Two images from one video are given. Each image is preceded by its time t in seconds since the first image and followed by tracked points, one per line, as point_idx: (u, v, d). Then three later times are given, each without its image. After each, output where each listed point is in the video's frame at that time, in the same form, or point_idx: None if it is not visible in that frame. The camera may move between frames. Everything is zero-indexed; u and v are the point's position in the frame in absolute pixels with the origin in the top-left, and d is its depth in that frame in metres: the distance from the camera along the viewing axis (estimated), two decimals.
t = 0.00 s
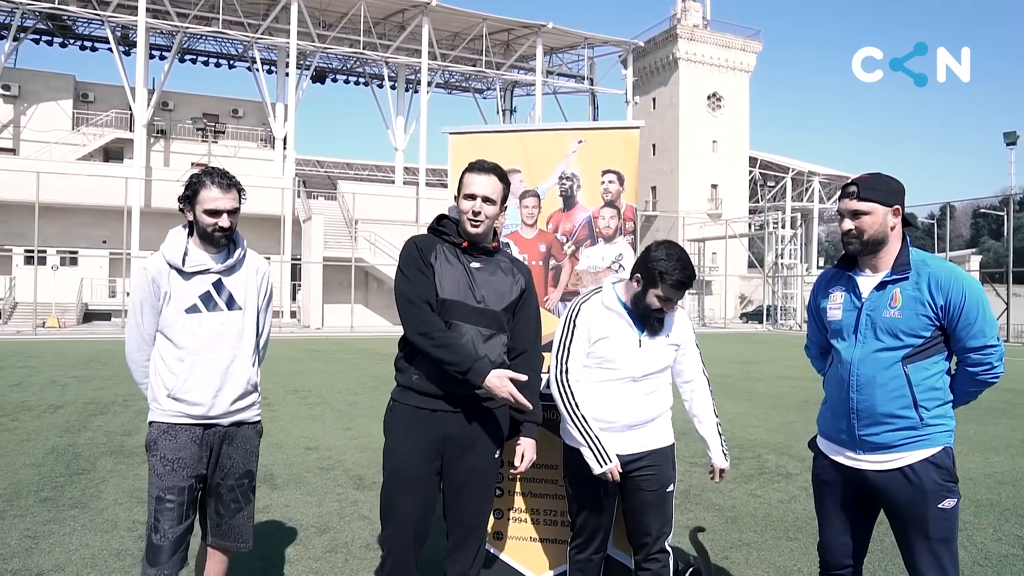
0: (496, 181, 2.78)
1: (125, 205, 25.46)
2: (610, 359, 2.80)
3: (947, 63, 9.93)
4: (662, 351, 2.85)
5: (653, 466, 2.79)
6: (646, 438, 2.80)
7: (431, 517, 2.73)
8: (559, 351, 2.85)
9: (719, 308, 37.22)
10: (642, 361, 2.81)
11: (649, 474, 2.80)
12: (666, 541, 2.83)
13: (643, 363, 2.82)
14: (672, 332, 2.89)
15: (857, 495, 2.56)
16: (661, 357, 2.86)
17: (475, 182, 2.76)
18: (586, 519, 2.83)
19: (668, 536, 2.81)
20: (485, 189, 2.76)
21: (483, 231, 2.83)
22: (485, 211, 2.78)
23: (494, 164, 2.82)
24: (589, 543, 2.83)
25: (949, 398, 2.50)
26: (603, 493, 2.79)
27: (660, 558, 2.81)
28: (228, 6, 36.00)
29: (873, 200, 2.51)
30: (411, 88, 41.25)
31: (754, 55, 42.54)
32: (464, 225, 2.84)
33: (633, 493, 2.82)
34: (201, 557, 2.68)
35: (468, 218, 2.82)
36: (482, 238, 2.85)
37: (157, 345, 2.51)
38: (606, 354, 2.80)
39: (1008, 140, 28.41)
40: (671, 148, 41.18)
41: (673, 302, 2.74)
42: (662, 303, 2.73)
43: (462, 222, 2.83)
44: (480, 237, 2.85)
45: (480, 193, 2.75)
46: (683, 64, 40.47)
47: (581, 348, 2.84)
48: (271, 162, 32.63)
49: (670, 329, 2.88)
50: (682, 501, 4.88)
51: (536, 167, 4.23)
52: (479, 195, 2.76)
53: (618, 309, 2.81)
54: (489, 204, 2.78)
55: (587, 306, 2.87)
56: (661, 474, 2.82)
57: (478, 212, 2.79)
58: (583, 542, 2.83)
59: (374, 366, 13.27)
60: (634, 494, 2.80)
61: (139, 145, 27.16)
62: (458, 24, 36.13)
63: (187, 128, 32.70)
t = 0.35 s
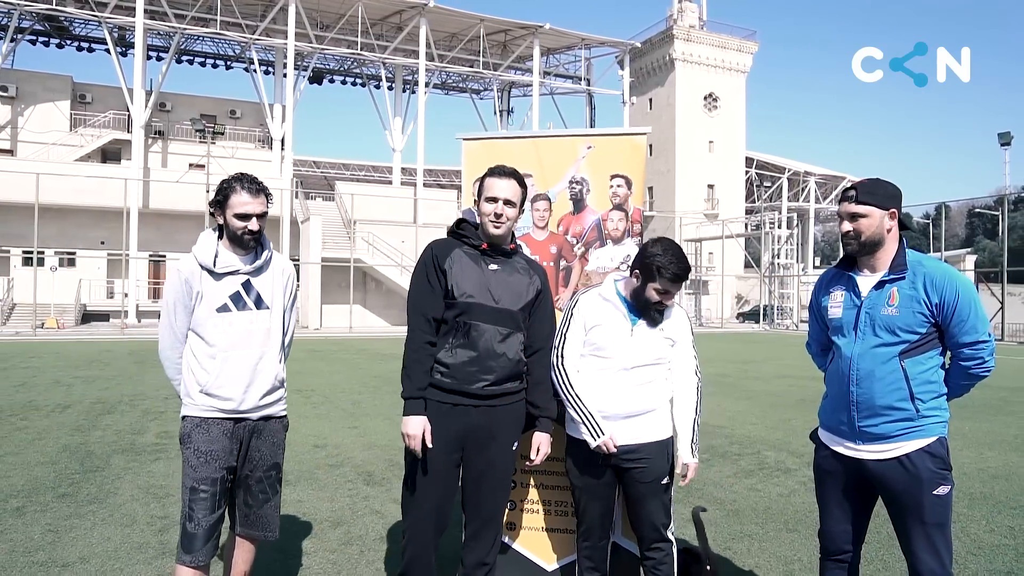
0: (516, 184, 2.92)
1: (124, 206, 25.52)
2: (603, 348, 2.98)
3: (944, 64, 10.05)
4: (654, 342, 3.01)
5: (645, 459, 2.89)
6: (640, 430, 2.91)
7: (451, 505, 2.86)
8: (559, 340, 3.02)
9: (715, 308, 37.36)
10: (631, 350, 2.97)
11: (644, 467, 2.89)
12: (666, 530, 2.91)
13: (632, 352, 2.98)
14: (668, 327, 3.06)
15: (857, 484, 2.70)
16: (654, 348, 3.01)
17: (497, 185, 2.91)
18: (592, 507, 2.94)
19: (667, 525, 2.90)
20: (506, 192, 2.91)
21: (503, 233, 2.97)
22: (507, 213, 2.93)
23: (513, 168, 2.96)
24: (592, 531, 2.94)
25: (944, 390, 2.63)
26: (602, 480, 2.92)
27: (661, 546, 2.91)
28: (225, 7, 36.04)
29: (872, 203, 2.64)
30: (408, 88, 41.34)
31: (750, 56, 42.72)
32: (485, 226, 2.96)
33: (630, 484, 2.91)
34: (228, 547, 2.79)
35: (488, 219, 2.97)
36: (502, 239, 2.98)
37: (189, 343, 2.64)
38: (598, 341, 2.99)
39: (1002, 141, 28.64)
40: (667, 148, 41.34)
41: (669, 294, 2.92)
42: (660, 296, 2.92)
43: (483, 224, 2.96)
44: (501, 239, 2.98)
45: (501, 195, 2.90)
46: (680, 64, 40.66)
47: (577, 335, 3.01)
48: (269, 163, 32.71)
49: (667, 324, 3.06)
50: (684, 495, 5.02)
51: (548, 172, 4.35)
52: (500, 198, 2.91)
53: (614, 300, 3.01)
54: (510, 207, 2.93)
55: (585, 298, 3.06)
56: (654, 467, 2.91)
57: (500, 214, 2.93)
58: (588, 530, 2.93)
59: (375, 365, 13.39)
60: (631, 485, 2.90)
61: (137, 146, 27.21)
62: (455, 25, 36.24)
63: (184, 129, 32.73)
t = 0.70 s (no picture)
0: (524, 191, 3.06)
1: (124, 207, 25.60)
2: (628, 351, 3.12)
3: (939, 69, 10.24)
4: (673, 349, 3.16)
5: (653, 449, 3.08)
6: (644, 425, 3.08)
7: (468, 492, 3.04)
8: (583, 335, 3.17)
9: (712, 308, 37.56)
10: (656, 357, 3.13)
11: (651, 457, 3.08)
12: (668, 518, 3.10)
13: (655, 358, 3.13)
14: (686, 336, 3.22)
15: (854, 471, 2.87)
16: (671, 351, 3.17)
17: (508, 193, 3.05)
18: (602, 496, 3.11)
19: (670, 510, 3.09)
20: (514, 198, 3.05)
21: (516, 237, 3.10)
22: (516, 218, 3.07)
23: (520, 174, 3.10)
24: (601, 518, 3.11)
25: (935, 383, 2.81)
26: (607, 467, 3.10)
27: (664, 532, 3.10)
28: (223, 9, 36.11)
29: (862, 212, 2.81)
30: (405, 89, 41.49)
31: (745, 57, 42.96)
32: (498, 231, 3.11)
33: (636, 471, 3.11)
34: (260, 533, 2.95)
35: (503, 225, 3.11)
36: (516, 242, 3.11)
37: (223, 341, 2.80)
38: (625, 345, 3.12)
39: (996, 142, 28.96)
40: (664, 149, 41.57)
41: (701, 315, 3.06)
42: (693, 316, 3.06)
43: (497, 229, 3.11)
44: (514, 242, 3.11)
45: (510, 203, 3.04)
46: (676, 66, 40.90)
47: (603, 336, 3.15)
48: (267, 164, 32.82)
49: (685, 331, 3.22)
50: (685, 488, 5.21)
51: (559, 179, 4.55)
52: (510, 204, 3.05)
53: (645, 308, 3.15)
54: (519, 212, 3.07)
55: (619, 298, 3.19)
56: (660, 457, 3.09)
57: (510, 220, 3.07)
58: (598, 518, 3.11)
59: (376, 365, 13.54)
60: (636, 474, 3.09)
61: (135, 147, 27.29)
62: (452, 27, 36.43)
63: (182, 130, 32.80)
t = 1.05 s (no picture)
0: (532, 195, 3.21)
1: (123, 207, 25.66)
2: (644, 343, 3.24)
3: (936, 71, 10.41)
4: (687, 339, 3.29)
5: (676, 437, 3.16)
6: (670, 413, 3.17)
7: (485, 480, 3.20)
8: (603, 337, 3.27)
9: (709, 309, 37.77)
10: (672, 346, 3.26)
11: (673, 445, 3.17)
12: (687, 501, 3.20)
13: (669, 347, 3.27)
14: (696, 325, 3.33)
15: (862, 460, 3.03)
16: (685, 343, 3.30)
17: (515, 198, 3.20)
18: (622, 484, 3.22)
19: (688, 499, 3.17)
20: (522, 203, 3.20)
21: (524, 239, 3.24)
22: (525, 223, 3.22)
23: (527, 180, 3.24)
24: (620, 505, 3.24)
25: (940, 376, 2.97)
26: (626, 455, 3.20)
27: (681, 519, 3.18)
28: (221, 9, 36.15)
29: (854, 223, 2.98)
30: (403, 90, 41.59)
31: (742, 59, 43.18)
32: (508, 235, 3.26)
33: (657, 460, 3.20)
34: (288, 519, 3.10)
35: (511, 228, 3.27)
36: (524, 245, 3.25)
37: (256, 337, 2.95)
38: (641, 339, 3.24)
39: (990, 144, 29.25)
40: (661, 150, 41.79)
41: (694, 282, 3.17)
42: (685, 289, 3.17)
43: (506, 234, 3.26)
44: (521, 245, 3.26)
45: (518, 208, 3.20)
46: (673, 67, 41.11)
47: (621, 333, 3.25)
48: (265, 164, 32.89)
49: (693, 321, 3.32)
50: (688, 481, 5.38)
51: (572, 181, 4.59)
52: (519, 210, 3.21)
53: (649, 298, 3.27)
54: (528, 216, 3.22)
55: (626, 296, 3.30)
56: (682, 446, 3.18)
57: (518, 224, 3.22)
58: (618, 504, 3.24)
59: (378, 364, 13.67)
60: (658, 462, 3.17)
61: (134, 148, 27.35)
62: (450, 28, 36.53)
63: (181, 130, 32.89)
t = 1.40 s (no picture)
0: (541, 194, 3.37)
1: (122, 206, 25.74)
2: (641, 330, 3.37)
3: (938, 71, 10.55)
4: (682, 322, 3.36)
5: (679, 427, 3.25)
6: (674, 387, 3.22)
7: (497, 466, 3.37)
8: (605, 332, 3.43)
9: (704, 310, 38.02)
10: (668, 331, 3.35)
11: (679, 435, 3.27)
12: (697, 486, 3.34)
13: (669, 332, 3.36)
14: (693, 305, 3.38)
15: (872, 449, 3.23)
16: (685, 328, 3.36)
17: (530, 199, 3.34)
18: (635, 469, 3.37)
19: (696, 486, 3.32)
20: (535, 202, 3.34)
21: (529, 234, 3.39)
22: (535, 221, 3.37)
23: (534, 179, 3.40)
24: (631, 490, 3.42)
25: (947, 369, 3.09)
26: (636, 444, 3.33)
27: (689, 502, 3.34)
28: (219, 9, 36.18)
29: (849, 227, 3.20)
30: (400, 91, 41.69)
31: (738, 60, 43.40)
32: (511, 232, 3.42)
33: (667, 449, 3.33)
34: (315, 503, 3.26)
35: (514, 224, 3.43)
36: (528, 240, 3.41)
37: (289, 329, 3.12)
38: (639, 327, 3.37)
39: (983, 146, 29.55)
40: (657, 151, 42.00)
41: (671, 257, 3.27)
42: (660, 264, 3.27)
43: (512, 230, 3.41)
44: (523, 240, 3.41)
45: (530, 207, 3.34)
46: (669, 68, 41.32)
47: (622, 324, 3.41)
48: (263, 164, 32.98)
49: (686, 301, 3.37)
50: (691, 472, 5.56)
51: (583, 182, 4.48)
52: (538, 210, 3.34)
53: (639, 287, 3.41)
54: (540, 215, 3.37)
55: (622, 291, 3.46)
56: (690, 435, 3.27)
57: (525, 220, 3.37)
58: (629, 489, 3.41)
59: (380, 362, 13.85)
60: (668, 452, 3.30)
61: (131, 148, 27.41)
62: (447, 28, 36.66)
63: (178, 130, 32.96)
